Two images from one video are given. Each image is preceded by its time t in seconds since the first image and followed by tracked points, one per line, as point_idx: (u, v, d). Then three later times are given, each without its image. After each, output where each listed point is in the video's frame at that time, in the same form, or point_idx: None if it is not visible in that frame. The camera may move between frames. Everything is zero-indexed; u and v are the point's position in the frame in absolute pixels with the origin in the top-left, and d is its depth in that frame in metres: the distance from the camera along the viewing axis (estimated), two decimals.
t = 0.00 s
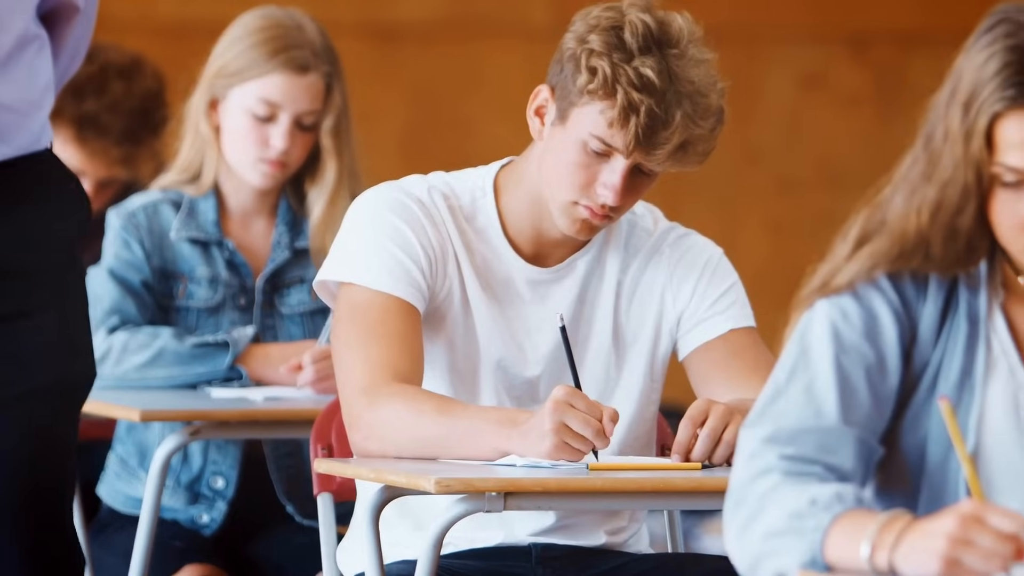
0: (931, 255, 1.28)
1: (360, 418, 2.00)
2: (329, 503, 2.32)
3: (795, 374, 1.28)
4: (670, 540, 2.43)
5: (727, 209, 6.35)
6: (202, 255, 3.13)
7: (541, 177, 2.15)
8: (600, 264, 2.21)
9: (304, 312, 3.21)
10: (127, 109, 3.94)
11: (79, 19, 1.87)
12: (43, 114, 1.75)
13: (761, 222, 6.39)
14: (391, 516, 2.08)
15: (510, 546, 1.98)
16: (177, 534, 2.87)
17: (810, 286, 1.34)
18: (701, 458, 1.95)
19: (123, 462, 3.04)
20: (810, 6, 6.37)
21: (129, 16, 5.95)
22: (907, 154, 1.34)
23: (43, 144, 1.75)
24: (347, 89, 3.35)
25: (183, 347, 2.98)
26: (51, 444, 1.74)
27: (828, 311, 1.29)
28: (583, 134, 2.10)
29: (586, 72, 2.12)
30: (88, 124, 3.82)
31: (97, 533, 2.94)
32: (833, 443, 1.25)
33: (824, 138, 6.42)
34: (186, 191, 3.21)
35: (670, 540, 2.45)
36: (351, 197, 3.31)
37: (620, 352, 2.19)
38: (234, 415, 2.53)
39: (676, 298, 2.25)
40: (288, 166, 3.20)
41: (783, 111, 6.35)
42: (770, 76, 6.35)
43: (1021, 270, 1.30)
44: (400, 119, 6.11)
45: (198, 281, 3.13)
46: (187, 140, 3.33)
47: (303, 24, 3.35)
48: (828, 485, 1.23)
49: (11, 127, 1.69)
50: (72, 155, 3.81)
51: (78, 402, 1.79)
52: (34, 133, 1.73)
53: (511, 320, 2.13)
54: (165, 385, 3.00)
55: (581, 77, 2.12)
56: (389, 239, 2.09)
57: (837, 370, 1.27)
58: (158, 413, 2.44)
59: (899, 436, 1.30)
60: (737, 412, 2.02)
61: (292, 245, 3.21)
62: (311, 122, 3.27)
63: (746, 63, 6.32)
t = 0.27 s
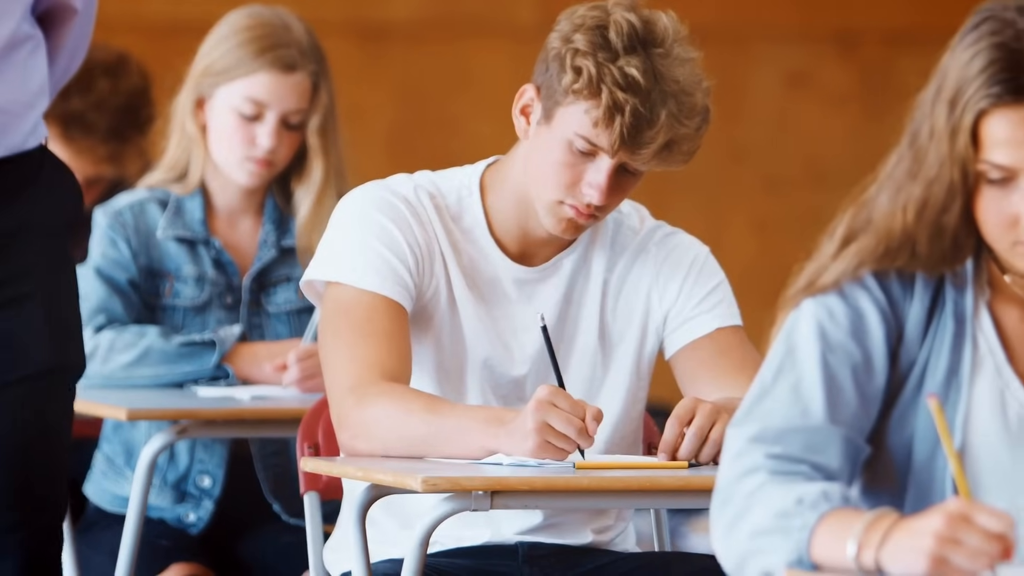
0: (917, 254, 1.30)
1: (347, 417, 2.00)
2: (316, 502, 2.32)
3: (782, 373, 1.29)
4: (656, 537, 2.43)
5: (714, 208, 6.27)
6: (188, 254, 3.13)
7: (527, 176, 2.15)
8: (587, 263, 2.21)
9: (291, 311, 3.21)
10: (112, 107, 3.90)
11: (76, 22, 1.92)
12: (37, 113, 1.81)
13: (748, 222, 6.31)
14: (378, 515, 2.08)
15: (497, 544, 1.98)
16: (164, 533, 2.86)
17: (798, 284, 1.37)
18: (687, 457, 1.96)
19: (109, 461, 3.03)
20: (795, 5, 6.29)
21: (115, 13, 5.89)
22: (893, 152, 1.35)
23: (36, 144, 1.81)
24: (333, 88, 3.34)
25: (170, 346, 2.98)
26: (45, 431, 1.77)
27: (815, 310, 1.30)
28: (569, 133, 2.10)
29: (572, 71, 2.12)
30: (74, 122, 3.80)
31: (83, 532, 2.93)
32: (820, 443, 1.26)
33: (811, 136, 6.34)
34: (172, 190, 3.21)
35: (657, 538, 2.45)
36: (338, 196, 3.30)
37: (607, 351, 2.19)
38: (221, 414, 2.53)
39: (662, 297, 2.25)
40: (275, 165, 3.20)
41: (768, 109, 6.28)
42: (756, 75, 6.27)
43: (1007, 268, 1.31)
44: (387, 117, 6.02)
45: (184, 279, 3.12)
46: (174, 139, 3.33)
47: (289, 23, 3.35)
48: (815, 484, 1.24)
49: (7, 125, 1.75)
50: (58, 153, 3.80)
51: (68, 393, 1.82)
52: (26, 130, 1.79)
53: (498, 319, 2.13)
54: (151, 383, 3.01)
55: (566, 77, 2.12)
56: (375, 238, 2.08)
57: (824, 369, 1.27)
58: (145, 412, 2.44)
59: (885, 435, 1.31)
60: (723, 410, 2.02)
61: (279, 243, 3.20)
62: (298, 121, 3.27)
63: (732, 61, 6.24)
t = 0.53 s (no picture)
0: (908, 253, 1.34)
1: (337, 417, 2.00)
2: (306, 502, 2.31)
3: (773, 372, 1.31)
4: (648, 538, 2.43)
5: (705, 207, 6.26)
6: (179, 253, 3.12)
7: (517, 176, 2.15)
8: (577, 262, 2.21)
9: (281, 311, 3.20)
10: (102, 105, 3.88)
11: (76, 25, 1.94)
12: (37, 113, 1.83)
13: (739, 221, 6.30)
14: (369, 516, 2.07)
15: (489, 544, 1.98)
16: (154, 533, 2.85)
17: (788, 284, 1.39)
18: (678, 457, 1.95)
19: (100, 461, 3.02)
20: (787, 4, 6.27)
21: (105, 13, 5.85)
22: (885, 153, 1.39)
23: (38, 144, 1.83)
24: (324, 88, 3.33)
25: (161, 345, 2.97)
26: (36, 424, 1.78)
27: (806, 309, 1.33)
28: (559, 133, 2.10)
29: (561, 71, 2.12)
30: (64, 121, 3.78)
31: (73, 532, 2.91)
32: (811, 442, 1.27)
33: (801, 136, 6.32)
34: (163, 190, 3.20)
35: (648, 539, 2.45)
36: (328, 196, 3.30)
37: (597, 351, 2.18)
38: (212, 414, 2.52)
39: (653, 297, 2.24)
40: (266, 164, 3.20)
41: (760, 109, 6.26)
42: (747, 75, 6.25)
43: (998, 268, 1.35)
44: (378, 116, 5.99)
45: (174, 279, 3.12)
46: (164, 139, 3.32)
47: (279, 23, 3.34)
48: (805, 484, 1.24)
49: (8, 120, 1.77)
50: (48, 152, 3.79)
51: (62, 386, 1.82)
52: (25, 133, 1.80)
53: (488, 319, 2.13)
54: (142, 383, 3.00)
55: (556, 76, 2.12)
56: (366, 238, 2.08)
57: (815, 369, 1.29)
58: (136, 412, 2.43)
59: (876, 436, 1.33)
60: (715, 410, 2.02)
61: (269, 243, 3.20)
62: (288, 121, 3.26)
63: (722, 61, 6.21)
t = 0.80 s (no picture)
0: (899, 252, 1.35)
1: (326, 417, 2.00)
2: (296, 502, 2.30)
3: (762, 372, 1.32)
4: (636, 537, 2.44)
5: (694, 206, 6.20)
6: (168, 253, 3.11)
7: (507, 175, 2.15)
8: (567, 261, 2.21)
9: (271, 310, 3.19)
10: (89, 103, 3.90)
11: (80, 36, 1.85)
12: (36, 125, 1.73)
13: (729, 220, 6.23)
14: (359, 515, 2.07)
15: (479, 544, 1.98)
16: (143, 532, 2.83)
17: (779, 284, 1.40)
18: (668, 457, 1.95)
19: (89, 461, 3.02)
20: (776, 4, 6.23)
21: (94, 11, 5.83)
22: (875, 151, 1.41)
23: (35, 158, 1.72)
24: (313, 88, 3.33)
25: (150, 344, 2.97)
26: (27, 444, 1.66)
27: (796, 309, 1.34)
28: (548, 132, 2.10)
29: (551, 70, 2.12)
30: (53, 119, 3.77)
31: (63, 533, 2.89)
32: (800, 443, 1.28)
33: (790, 136, 6.25)
34: (152, 189, 3.19)
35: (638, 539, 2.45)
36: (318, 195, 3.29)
37: (587, 350, 2.18)
38: (201, 413, 2.52)
39: (643, 295, 2.24)
40: (255, 163, 3.19)
41: (749, 108, 6.20)
42: (736, 74, 6.21)
43: (988, 267, 1.36)
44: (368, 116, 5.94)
45: (164, 278, 3.11)
46: (154, 139, 3.32)
47: (269, 22, 3.34)
48: (794, 484, 1.24)
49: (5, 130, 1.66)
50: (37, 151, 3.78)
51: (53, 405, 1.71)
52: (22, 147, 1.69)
53: (477, 317, 2.13)
54: (132, 382, 3.00)
55: (546, 75, 2.12)
56: (356, 237, 2.08)
57: (805, 369, 1.31)
58: (125, 410, 2.44)
59: (867, 435, 1.35)
60: (704, 409, 2.02)
61: (259, 242, 3.19)
62: (277, 120, 3.26)
63: (711, 60, 6.18)
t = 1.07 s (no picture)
0: (887, 250, 1.36)
1: (314, 416, 2.00)
2: (285, 501, 2.30)
3: (751, 371, 1.32)
4: (625, 537, 2.43)
5: (684, 206, 6.15)
6: (157, 252, 3.11)
7: (496, 175, 2.15)
8: (557, 260, 2.21)
9: (259, 309, 3.18)
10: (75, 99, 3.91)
11: (88, 46, 1.84)
12: (36, 138, 1.73)
13: (718, 219, 6.19)
14: (347, 514, 2.07)
15: (467, 543, 1.98)
16: (132, 532, 2.84)
17: (768, 284, 1.41)
18: (657, 456, 1.95)
19: (78, 460, 3.01)
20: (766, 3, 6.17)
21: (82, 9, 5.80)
22: (863, 150, 1.43)
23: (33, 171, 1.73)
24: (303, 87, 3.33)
25: (139, 344, 2.96)
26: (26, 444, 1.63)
27: (784, 309, 1.34)
28: (537, 132, 2.10)
29: (541, 69, 2.12)
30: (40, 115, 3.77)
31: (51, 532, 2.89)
32: (788, 443, 1.29)
33: (779, 135, 6.20)
34: (141, 189, 3.19)
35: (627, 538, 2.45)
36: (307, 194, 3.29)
37: (576, 349, 2.18)
38: (191, 412, 2.51)
39: (632, 295, 2.25)
40: (244, 163, 3.19)
41: (738, 108, 6.15)
42: (724, 74, 6.15)
43: (977, 266, 1.38)
44: (356, 117, 5.90)
45: (153, 278, 3.11)
46: (142, 138, 3.31)
47: (259, 21, 3.34)
48: (782, 484, 1.25)
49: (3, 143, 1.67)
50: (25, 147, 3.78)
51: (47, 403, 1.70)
52: (25, 157, 1.71)
53: (466, 317, 2.13)
54: (121, 382, 2.99)
55: (536, 74, 2.12)
56: (345, 237, 2.08)
57: (793, 369, 1.31)
58: (114, 410, 2.45)
59: (855, 435, 1.35)
60: (693, 408, 2.02)
61: (248, 241, 3.19)
62: (267, 119, 3.26)
63: (700, 60, 6.12)
